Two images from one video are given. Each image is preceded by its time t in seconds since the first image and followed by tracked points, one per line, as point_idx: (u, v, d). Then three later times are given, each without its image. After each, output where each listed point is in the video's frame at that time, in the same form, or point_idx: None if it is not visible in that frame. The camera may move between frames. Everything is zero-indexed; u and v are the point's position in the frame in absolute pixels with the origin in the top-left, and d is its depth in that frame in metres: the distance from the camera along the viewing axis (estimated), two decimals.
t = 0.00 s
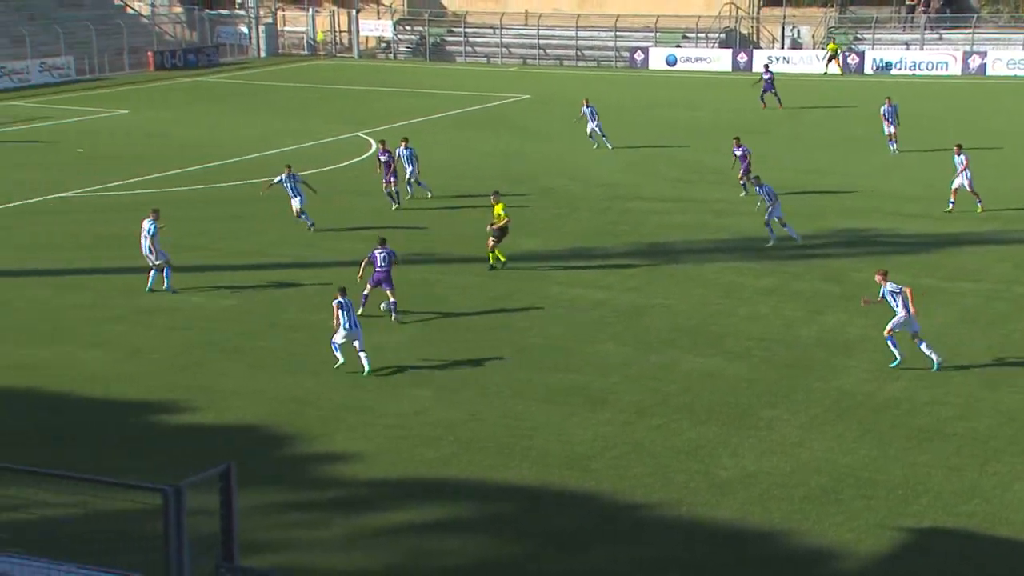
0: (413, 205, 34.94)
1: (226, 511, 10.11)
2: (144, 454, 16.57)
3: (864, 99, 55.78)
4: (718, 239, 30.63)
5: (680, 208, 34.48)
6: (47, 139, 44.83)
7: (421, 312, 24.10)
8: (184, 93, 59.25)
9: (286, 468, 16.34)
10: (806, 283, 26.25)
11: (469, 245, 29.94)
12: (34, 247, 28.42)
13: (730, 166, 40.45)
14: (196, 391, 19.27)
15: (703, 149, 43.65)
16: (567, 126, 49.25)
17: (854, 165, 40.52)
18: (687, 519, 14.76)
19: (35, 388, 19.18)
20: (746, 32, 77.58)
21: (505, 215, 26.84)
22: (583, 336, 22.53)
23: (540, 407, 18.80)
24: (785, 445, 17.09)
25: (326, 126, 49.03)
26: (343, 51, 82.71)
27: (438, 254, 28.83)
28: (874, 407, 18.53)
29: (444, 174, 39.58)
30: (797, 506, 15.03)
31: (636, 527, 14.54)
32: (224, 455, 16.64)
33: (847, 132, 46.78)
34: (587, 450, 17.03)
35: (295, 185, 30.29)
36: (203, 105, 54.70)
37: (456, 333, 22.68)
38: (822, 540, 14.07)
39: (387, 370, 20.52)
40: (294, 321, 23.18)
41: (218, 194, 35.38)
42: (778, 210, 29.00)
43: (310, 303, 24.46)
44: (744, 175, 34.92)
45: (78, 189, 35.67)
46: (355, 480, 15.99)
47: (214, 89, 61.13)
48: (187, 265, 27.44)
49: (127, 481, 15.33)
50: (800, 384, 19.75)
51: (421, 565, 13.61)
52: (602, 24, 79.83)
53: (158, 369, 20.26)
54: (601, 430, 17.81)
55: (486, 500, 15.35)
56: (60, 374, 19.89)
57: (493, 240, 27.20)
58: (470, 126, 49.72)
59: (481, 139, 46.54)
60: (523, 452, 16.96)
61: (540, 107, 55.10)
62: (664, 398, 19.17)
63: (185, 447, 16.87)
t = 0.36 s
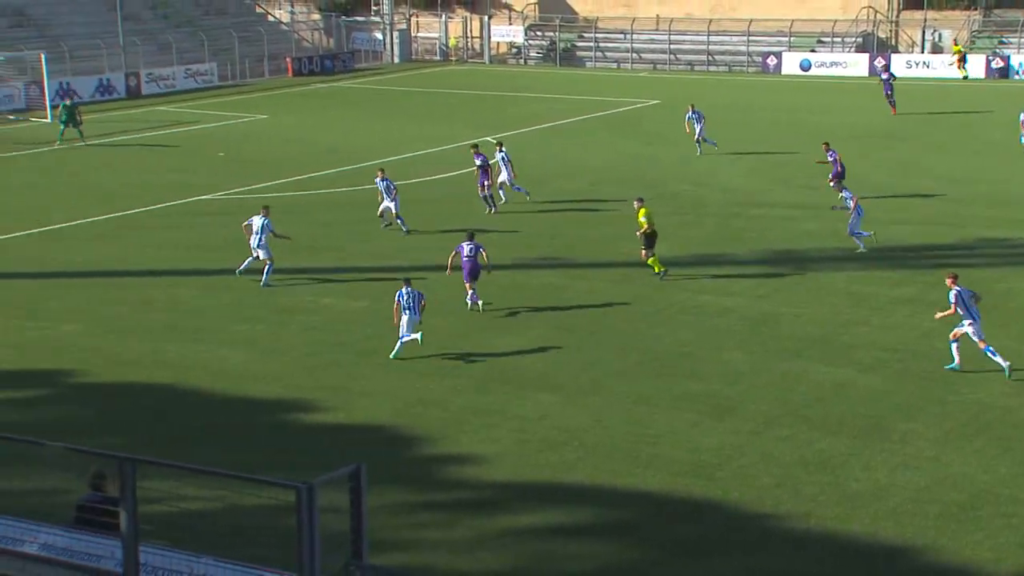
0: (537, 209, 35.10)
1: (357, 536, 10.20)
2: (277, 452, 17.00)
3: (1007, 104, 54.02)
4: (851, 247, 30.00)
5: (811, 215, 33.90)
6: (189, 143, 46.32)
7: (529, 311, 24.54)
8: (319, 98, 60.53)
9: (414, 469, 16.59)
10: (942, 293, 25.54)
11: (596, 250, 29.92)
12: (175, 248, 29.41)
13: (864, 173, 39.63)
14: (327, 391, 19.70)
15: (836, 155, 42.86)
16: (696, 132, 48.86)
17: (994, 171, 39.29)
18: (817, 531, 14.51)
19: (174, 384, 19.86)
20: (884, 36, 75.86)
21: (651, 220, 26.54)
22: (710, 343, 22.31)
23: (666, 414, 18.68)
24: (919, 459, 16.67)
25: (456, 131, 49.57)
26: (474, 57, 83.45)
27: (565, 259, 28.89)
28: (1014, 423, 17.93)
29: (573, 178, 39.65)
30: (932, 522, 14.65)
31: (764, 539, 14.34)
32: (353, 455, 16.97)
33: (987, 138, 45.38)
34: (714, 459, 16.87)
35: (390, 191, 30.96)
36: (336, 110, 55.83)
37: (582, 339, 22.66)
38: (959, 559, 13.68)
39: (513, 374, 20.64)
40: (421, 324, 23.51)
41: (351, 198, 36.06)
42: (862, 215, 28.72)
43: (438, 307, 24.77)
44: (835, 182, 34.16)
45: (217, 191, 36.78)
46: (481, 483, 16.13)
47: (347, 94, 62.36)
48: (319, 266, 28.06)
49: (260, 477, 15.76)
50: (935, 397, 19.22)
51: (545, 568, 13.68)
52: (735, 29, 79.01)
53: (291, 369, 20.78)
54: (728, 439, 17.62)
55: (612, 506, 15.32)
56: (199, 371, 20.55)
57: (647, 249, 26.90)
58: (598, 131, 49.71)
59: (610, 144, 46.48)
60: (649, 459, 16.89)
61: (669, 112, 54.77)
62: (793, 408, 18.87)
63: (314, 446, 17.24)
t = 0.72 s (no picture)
0: (646, 219, 34.96)
1: (464, 544, 10.31)
2: (386, 458, 17.23)
3: None
4: (969, 262, 29.26)
5: (929, 229, 33.14)
6: (305, 153, 47.20)
7: (637, 322, 24.43)
8: (431, 109, 61.26)
9: (520, 478, 16.66)
10: None
11: (706, 262, 29.66)
12: (290, 256, 30.01)
13: (985, 186, 38.59)
14: (436, 399, 19.89)
15: (956, 168, 41.83)
16: (810, 144, 48.17)
17: None
18: (932, 552, 14.18)
19: (288, 390, 20.25)
20: (1009, 46, 73.79)
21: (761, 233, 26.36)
22: (822, 358, 21.95)
23: (776, 429, 18.44)
24: None
25: (566, 142, 49.69)
26: (586, 68, 83.43)
27: (674, 271, 28.71)
28: None
29: (683, 190, 39.36)
30: None
31: (878, 558, 14.05)
32: (461, 464, 17.10)
33: None
34: (825, 476, 16.58)
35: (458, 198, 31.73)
36: (448, 121, 56.37)
37: (690, 351, 22.49)
38: None
39: (619, 385, 20.58)
40: (529, 335, 23.59)
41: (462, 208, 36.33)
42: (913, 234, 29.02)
43: (547, 317, 24.82)
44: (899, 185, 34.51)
45: (331, 201, 37.42)
46: (587, 494, 16.12)
47: (459, 105, 62.91)
48: (430, 275, 28.34)
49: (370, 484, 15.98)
50: None
51: None
52: (851, 39, 77.75)
53: (401, 376, 21.03)
54: (840, 456, 17.31)
55: (720, 521, 15.18)
56: (311, 377, 20.93)
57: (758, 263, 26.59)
58: (709, 142, 49.33)
59: (721, 155, 46.10)
60: (758, 475, 16.69)
61: (782, 124, 54.09)
62: (908, 426, 18.46)
63: (422, 454, 17.43)
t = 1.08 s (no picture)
0: (709, 227, 34.75)
1: (524, 549, 10.30)
2: (446, 465, 17.29)
3: None
4: None
5: (997, 238, 32.60)
6: (367, 160, 47.57)
7: (698, 330, 24.29)
8: (493, 116, 61.46)
9: (580, 486, 16.63)
10: None
11: (770, 270, 29.41)
12: (352, 263, 30.26)
13: None
14: (496, 406, 19.93)
15: None
16: (875, 151, 47.62)
17: None
18: (1000, 567, 13.93)
19: (349, 395, 20.41)
20: None
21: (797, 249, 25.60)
22: (886, 368, 21.66)
23: (839, 440, 18.23)
24: None
25: (627, 149, 49.59)
26: (647, 75, 83.22)
27: (736, 279, 28.52)
28: None
29: (745, 198, 39.10)
30: None
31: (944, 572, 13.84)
32: (520, 471, 17.11)
33: None
34: (890, 487, 16.37)
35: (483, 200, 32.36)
36: (508, 128, 56.53)
37: (752, 360, 22.32)
38: None
39: (680, 394, 20.47)
40: (590, 342, 23.55)
41: (523, 215, 36.40)
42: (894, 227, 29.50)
43: (607, 325, 24.78)
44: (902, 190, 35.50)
45: (393, 207, 37.68)
46: (648, 503, 16.04)
47: (519, 112, 63.06)
48: (491, 282, 28.41)
49: (431, 489, 16.03)
50: None
51: None
52: (918, 46, 76.78)
53: (461, 383, 21.10)
54: (905, 468, 17.08)
55: (782, 532, 15.04)
56: (372, 383, 21.07)
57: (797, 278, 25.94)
58: (772, 150, 48.95)
59: (784, 163, 45.73)
60: (820, 486, 16.50)
61: (847, 131, 53.53)
62: (975, 438, 18.16)
63: (482, 461, 17.47)
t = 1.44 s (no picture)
0: (740, 234, 34.63)
1: (552, 558, 10.30)
2: (474, 471, 17.32)
3: None
4: None
5: None
6: (397, 167, 47.70)
7: (728, 339, 24.18)
8: (523, 124, 61.53)
9: (609, 494, 16.60)
10: None
11: (801, 278, 29.26)
12: (382, 270, 30.35)
13: None
14: (525, 413, 19.93)
15: None
16: (908, 159, 47.34)
17: None
18: None
19: (378, 402, 20.47)
20: None
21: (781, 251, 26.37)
22: (918, 377, 21.51)
23: (870, 450, 18.12)
24: None
25: (657, 156, 49.51)
26: (677, 83, 83.10)
27: (767, 287, 28.39)
28: None
29: (775, 205, 38.94)
30: None
31: None
32: (549, 478, 17.11)
33: None
34: (921, 498, 16.24)
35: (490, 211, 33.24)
36: (538, 135, 56.56)
37: (783, 369, 22.18)
38: None
39: (709, 402, 20.38)
40: (620, 350, 23.51)
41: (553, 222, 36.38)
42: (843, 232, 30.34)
43: (637, 332, 24.73)
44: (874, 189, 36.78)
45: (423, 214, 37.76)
46: (678, 512, 15.98)
47: (549, 120, 63.10)
48: (520, 289, 28.43)
49: (460, 497, 16.05)
50: None
51: None
52: (950, 53, 76.33)
53: (490, 390, 21.11)
54: (936, 478, 16.96)
55: (812, 542, 14.95)
56: (402, 390, 21.13)
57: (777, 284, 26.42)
58: (804, 157, 48.75)
59: (815, 170, 45.53)
60: (850, 495, 16.41)
61: (879, 138, 53.26)
62: (1008, 449, 17.99)
63: (511, 468, 17.48)
